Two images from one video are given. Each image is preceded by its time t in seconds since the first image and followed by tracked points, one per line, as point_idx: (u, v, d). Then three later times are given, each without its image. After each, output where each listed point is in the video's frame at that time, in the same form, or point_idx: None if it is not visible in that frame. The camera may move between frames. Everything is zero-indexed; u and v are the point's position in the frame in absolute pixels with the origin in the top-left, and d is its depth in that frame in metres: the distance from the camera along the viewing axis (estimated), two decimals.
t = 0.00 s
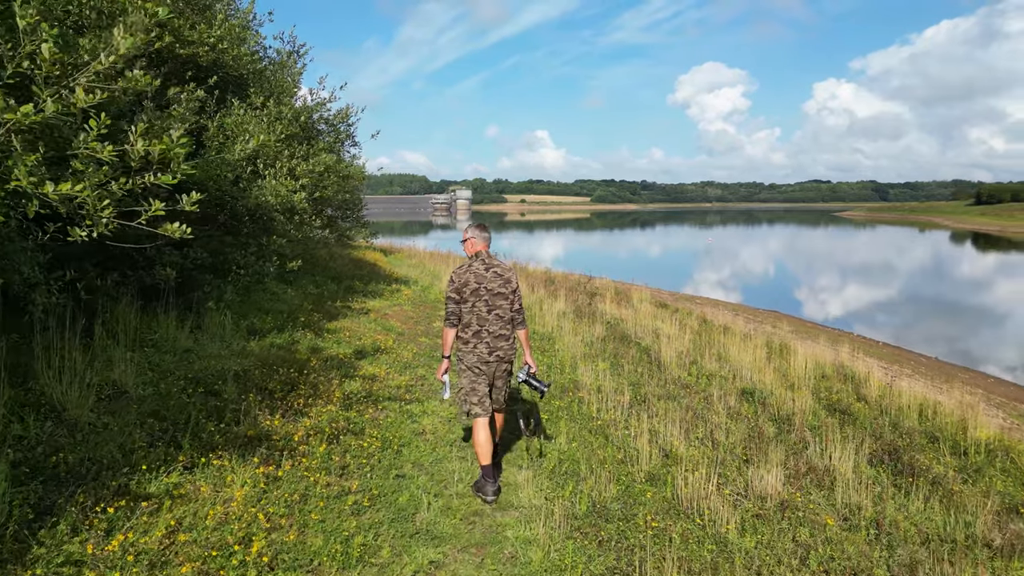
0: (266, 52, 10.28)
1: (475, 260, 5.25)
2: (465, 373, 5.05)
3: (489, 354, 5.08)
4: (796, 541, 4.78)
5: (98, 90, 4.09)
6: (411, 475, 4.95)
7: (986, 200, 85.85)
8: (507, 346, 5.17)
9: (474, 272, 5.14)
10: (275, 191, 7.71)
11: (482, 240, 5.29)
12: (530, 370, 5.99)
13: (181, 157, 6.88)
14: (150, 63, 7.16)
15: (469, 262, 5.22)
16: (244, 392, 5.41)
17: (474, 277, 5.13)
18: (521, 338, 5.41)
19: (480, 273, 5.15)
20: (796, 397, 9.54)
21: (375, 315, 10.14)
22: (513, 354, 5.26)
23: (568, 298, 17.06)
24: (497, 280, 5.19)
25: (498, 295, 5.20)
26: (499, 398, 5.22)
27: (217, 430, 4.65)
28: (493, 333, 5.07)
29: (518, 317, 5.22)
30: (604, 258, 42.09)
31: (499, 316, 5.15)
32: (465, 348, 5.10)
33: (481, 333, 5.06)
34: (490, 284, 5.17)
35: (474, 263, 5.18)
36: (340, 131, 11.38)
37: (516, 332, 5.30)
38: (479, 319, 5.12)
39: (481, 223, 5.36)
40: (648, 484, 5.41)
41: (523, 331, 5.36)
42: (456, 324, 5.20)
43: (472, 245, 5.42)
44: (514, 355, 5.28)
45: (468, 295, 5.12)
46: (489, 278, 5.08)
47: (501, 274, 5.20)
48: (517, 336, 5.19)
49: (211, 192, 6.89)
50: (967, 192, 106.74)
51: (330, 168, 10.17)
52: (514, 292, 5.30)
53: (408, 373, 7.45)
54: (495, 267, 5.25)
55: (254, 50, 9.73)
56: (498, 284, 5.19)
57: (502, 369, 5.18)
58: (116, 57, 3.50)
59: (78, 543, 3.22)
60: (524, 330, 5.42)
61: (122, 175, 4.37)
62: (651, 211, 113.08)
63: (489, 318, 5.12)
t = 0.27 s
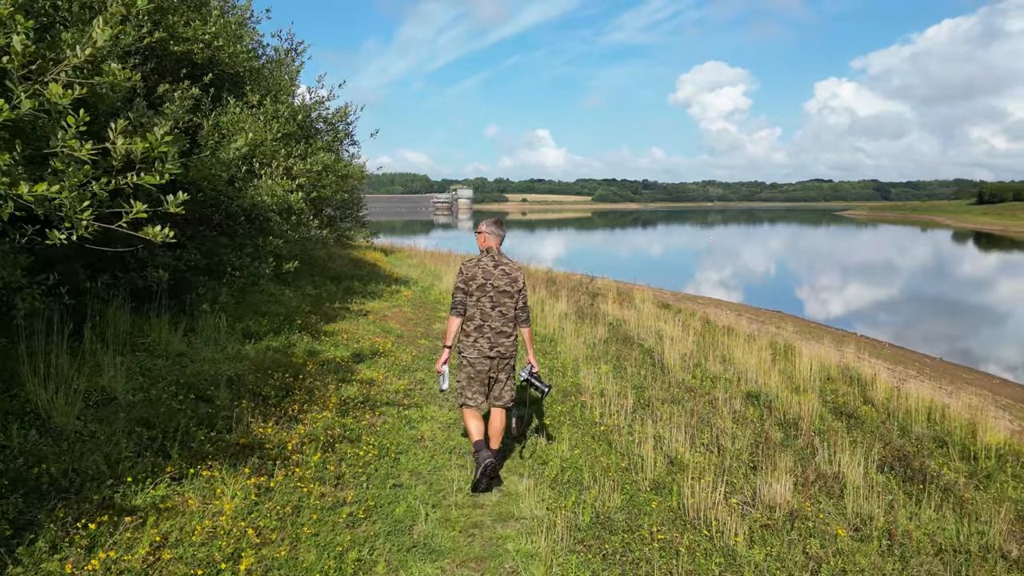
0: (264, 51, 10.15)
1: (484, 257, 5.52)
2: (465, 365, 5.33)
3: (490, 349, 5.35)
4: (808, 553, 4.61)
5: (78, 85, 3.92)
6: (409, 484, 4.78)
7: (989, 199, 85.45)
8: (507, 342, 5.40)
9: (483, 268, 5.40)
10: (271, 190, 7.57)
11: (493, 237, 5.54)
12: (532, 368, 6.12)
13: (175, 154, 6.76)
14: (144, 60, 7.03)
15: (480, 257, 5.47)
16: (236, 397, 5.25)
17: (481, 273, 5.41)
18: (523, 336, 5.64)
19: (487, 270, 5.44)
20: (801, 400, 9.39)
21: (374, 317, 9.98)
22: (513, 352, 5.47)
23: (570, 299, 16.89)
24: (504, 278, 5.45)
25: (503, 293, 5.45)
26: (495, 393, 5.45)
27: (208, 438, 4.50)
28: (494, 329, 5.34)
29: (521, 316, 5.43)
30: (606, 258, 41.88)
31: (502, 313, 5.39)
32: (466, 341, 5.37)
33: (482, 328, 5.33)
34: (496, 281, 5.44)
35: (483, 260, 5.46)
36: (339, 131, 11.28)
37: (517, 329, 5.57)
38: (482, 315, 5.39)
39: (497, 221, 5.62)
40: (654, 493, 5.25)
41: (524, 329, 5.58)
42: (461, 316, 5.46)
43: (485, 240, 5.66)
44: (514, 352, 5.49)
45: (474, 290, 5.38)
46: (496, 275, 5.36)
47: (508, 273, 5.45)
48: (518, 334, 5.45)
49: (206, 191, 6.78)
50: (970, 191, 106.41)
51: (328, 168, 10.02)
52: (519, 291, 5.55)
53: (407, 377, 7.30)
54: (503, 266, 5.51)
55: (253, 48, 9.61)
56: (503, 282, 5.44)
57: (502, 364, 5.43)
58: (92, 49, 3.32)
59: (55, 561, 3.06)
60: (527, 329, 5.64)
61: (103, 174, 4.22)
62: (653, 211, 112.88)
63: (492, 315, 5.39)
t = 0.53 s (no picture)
0: (261, 48, 10.03)
1: (492, 255, 5.64)
2: (464, 361, 5.47)
3: (489, 347, 5.45)
4: (818, 564, 4.47)
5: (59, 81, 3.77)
6: (406, 493, 4.64)
7: (991, 198, 85.11)
8: (506, 341, 5.47)
9: (487, 267, 5.52)
10: (268, 190, 7.45)
11: (500, 235, 5.62)
12: (535, 369, 6.09)
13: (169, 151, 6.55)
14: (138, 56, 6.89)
15: (485, 256, 5.59)
16: (229, 403, 5.11)
17: (486, 271, 5.54)
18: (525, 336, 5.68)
19: (491, 268, 5.55)
20: (806, 403, 9.25)
21: (373, 318, 9.84)
22: (513, 351, 5.50)
23: (571, 299, 16.74)
24: (508, 278, 5.53)
25: (505, 292, 5.52)
26: (492, 391, 5.51)
27: (199, 446, 4.36)
28: (492, 327, 5.42)
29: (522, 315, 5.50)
30: (607, 257, 41.66)
31: (502, 312, 5.47)
32: (466, 338, 5.51)
33: (481, 325, 5.44)
34: (499, 280, 5.53)
35: (489, 258, 5.58)
36: (338, 129, 11.16)
37: (519, 329, 5.63)
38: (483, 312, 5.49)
39: (508, 220, 5.69)
40: (658, 501, 5.12)
41: (525, 329, 5.62)
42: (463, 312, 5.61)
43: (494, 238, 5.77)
44: (514, 352, 5.51)
45: (476, 288, 5.52)
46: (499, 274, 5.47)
47: (512, 272, 5.53)
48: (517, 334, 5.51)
49: (201, 190, 6.64)
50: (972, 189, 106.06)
51: (326, 166, 9.89)
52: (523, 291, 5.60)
53: (406, 380, 7.16)
54: (508, 265, 5.58)
55: (250, 45, 9.48)
56: (506, 281, 5.52)
57: (500, 362, 5.48)
58: (69, 40, 3.17)
59: None
60: (530, 330, 5.65)
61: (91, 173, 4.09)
62: (654, 209, 112.63)
63: (493, 313, 5.48)
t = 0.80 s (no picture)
0: (257, 46, 9.89)
1: (488, 259, 5.58)
2: (464, 366, 5.40)
3: (488, 351, 5.35)
4: None
5: (34, 77, 3.61)
6: (402, 503, 4.49)
7: (991, 197, 84.87)
8: (506, 344, 5.34)
9: (482, 270, 5.46)
10: (262, 190, 7.31)
11: (496, 239, 5.52)
12: (534, 372, 5.91)
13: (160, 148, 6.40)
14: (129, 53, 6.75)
15: (481, 259, 5.54)
16: (220, 409, 4.97)
17: (482, 275, 5.47)
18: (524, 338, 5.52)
19: (487, 272, 5.47)
20: (810, 406, 9.11)
21: (370, 320, 9.69)
22: (513, 354, 5.36)
23: (571, 299, 16.59)
24: (504, 280, 5.44)
25: (502, 295, 5.43)
26: (492, 394, 5.35)
27: (188, 454, 4.22)
28: (491, 330, 5.33)
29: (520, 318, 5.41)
30: (607, 257, 41.50)
31: (500, 315, 5.39)
32: (466, 342, 5.46)
33: (479, 329, 5.37)
34: (496, 284, 5.45)
35: (485, 262, 5.52)
36: (335, 128, 11.01)
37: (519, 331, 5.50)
38: (481, 316, 5.42)
39: (506, 223, 5.56)
40: (662, 510, 4.98)
41: (524, 332, 5.47)
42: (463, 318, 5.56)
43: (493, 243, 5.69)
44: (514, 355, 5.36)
45: (473, 292, 5.47)
46: (495, 277, 5.39)
47: (509, 275, 5.45)
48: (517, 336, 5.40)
49: (193, 190, 6.50)
50: (972, 189, 105.94)
51: (323, 166, 9.75)
52: (521, 293, 5.48)
53: (403, 384, 7.01)
54: (505, 268, 5.48)
55: (245, 43, 9.34)
56: (502, 285, 5.44)
57: (500, 365, 5.35)
58: (39, 34, 3.01)
59: None
60: (529, 333, 5.50)
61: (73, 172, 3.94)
62: (654, 209, 112.49)
63: (491, 316, 5.39)
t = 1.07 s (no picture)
0: (252, 43, 9.72)
1: (482, 262, 5.46)
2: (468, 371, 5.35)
3: (489, 354, 5.27)
4: None
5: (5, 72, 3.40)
6: (396, 515, 4.34)
7: (991, 196, 84.75)
8: (506, 345, 5.26)
9: (476, 273, 5.35)
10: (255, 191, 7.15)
11: (489, 241, 5.37)
12: (534, 371, 5.82)
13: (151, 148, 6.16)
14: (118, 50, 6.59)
15: (475, 263, 5.43)
16: (208, 416, 4.81)
17: (476, 279, 5.36)
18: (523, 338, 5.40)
19: (481, 275, 5.35)
20: (813, 409, 8.97)
21: (366, 322, 9.53)
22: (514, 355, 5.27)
23: (571, 300, 16.43)
24: (498, 282, 5.31)
25: (498, 297, 5.31)
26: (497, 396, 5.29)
27: (174, 465, 4.06)
28: (489, 333, 5.24)
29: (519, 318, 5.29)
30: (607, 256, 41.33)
31: (497, 317, 5.27)
32: (468, 347, 5.39)
33: (479, 333, 5.28)
34: (491, 286, 5.32)
35: (478, 266, 5.41)
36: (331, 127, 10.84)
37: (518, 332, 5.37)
38: (480, 319, 5.33)
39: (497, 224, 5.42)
40: (664, 521, 4.83)
41: (523, 332, 5.35)
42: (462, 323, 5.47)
43: (486, 244, 5.55)
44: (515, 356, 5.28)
45: (468, 297, 5.38)
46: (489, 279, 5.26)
47: (503, 276, 5.33)
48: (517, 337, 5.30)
49: (184, 190, 6.34)
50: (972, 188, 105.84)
51: (318, 166, 9.59)
52: (517, 293, 5.33)
53: (399, 389, 6.85)
54: (498, 270, 5.35)
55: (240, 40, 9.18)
56: (498, 286, 5.32)
57: (503, 368, 5.28)
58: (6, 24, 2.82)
59: None
60: (528, 332, 5.36)
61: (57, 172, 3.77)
62: (654, 208, 112.33)
63: (489, 319, 5.30)
